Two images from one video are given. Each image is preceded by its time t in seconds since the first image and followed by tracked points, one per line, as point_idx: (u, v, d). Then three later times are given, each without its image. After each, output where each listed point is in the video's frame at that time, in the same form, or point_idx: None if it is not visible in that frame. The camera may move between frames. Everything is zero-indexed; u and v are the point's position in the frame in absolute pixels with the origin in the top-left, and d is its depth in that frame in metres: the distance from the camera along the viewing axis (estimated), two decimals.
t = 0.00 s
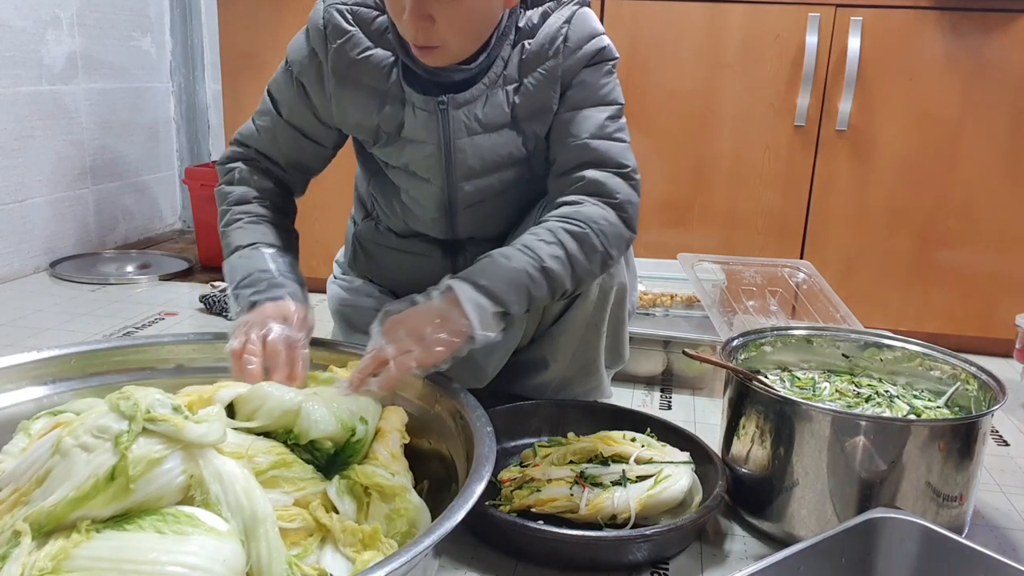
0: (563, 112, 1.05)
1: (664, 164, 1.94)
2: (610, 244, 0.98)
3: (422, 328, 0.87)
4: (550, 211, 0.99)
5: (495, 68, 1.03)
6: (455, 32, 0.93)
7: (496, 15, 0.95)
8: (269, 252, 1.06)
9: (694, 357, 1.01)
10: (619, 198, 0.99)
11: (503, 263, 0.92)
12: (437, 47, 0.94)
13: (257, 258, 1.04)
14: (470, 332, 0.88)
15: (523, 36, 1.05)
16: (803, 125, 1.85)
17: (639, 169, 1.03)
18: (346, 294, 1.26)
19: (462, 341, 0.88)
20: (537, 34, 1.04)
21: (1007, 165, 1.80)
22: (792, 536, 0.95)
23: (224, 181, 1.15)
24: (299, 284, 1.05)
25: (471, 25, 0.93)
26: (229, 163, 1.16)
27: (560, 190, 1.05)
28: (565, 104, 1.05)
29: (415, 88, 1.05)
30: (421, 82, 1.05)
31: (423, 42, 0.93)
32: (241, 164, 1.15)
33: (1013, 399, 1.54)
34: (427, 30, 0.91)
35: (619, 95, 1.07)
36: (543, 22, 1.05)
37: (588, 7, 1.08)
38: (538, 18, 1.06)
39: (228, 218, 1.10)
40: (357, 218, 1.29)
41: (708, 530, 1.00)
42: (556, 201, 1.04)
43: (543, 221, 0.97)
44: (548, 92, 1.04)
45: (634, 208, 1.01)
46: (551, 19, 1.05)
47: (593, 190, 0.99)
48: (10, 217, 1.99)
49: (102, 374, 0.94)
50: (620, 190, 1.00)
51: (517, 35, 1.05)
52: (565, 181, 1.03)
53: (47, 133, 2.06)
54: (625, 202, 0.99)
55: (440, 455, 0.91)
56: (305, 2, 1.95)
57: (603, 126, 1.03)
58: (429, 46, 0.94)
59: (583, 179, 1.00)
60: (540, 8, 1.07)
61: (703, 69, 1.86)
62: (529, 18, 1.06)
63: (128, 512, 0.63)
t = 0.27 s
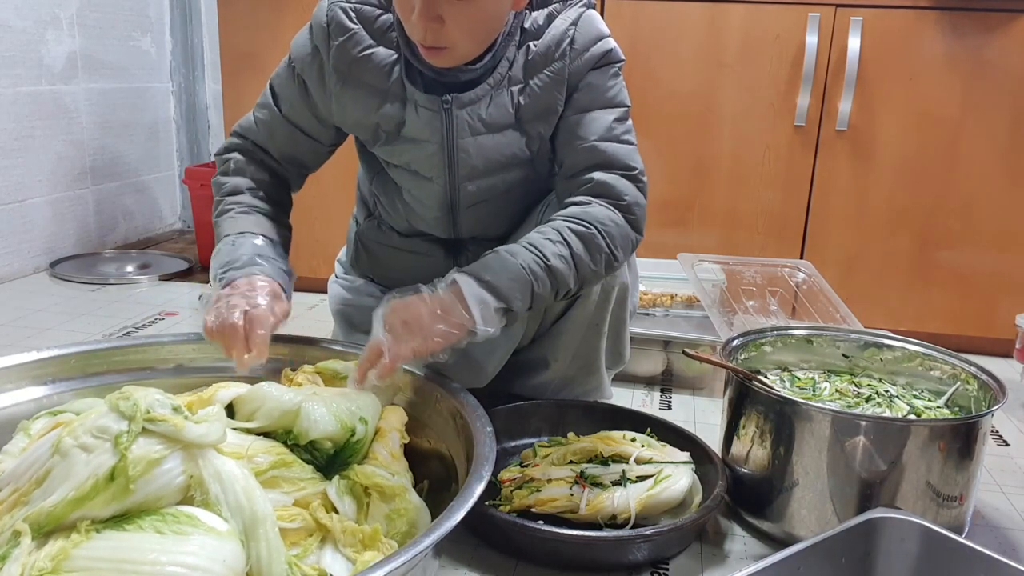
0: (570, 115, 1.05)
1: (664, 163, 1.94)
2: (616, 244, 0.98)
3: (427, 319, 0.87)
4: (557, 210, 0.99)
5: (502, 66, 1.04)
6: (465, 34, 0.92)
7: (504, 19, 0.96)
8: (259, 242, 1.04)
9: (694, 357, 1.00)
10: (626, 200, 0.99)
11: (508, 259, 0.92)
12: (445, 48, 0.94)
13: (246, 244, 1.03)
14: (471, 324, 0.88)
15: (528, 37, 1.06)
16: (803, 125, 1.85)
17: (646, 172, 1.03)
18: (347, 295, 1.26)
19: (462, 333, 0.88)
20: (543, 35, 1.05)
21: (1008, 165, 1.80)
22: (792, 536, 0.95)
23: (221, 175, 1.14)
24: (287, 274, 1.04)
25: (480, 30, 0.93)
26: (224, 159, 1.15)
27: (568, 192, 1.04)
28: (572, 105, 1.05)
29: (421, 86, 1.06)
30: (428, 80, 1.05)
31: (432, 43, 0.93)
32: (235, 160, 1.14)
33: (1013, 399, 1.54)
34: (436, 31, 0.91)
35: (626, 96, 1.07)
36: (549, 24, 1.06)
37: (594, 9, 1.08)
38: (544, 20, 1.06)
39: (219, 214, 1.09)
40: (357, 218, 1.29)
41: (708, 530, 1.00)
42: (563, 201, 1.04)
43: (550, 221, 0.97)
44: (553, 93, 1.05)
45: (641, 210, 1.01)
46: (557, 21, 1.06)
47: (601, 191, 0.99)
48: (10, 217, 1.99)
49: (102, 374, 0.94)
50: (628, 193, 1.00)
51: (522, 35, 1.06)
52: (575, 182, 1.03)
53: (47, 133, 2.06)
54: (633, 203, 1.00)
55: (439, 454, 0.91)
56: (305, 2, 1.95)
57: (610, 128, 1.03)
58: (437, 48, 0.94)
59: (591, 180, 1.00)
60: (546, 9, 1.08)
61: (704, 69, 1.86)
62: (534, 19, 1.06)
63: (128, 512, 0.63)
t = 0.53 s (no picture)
0: (566, 113, 1.06)
1: (664, 164, 1.94)
2: (602, 245, 0.99)
3: (413, 318, 0.88)
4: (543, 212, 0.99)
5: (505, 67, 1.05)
6: (470, 32, 0.93)
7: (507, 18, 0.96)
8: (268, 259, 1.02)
9: (694, 357, 1.00)
10: (614, 202, 0.99)
11: (494, 260, 0.92)
12: (450, 46, 0.94)
13: (254, 264, 1.01)
14: (457, 326, 0.89)
15: (529, 37, 1.07)
16: (803, 125, 1.85)
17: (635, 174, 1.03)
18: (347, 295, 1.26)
19: (447, 334, 0.89)
20: (543, 35, 1.06)
21: (1007, 165, 1.80)
22: (792, 536, 0.95)
23: (222, 189, 1.12)
24: (298, 288, 1.02)
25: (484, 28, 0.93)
26: (224, 170, 1.13)
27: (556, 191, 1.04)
28: (569, 104, 1.05)
29: (428, 87, 1.06)
30: (434, 83, 1.05)
31: (437, 41, 0.93)
32: (238, 175, 1.11)
33: (1013, 399, 1.54)
34: (440, 28, 0.91)
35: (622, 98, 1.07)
36: (549, 24, 1.07)
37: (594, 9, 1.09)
38: (544, 20, 1.07)
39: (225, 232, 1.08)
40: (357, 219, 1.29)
41: (708, 530, 1.00)
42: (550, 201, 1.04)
43: (535, 222, 0.97)
44: (552, 92, 1.05)
45: (628, 212, 1.02)
46: (557, 21, 1.06)
47: (589, 192, 0.99)
48: (10, 217, 1.99)
49: (102, 374, 0.94)
50: (615, 194, 1.00)
51: (523, 35, 1.07)
52: (563, 181, 1.03)
53: (47, 133, 2.06)
54: (619, 205, 1.00)
55: (439, 455, 0.91)
56: (306, 2, 1.95)
57: (603, 128, 1.03)
58: (442, 46, 0.94)
59: (579, 182, 1.00)
60: (546, 10, 1.08)
61: (704, 69, 1.86)
62: (535, 20, 1.07)
63: (128, 512, 0.63)
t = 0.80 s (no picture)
0: (564, 116, 1.05)
1: (664, 164, 1.94)
2: (597, 249, 0.99)
3: (410, 326, 0.90)
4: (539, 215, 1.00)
5: (505, 69, 1.05)
6: (470, 36, 0.93)
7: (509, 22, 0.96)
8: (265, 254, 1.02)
9: (694, 357, 1.01)
10: (609, 207, 1.00)
11: (489, 266, 0.93)
12: (451, 50, 0.94)
13: (251, 260, 1.01)
14: (454, 332, 0.91)
15: (530, 40, 1.06)
16: (803, 125, 1.85)
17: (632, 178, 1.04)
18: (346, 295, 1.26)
19: (444, 340, 0.92)
20: (543, 38, 1.06)
21: (1007, 165, 1.80)
22: (792, 536, 0.95)
23: (221, 183, 1.12)
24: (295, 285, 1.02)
25: (486, 32, 0.93)
26: (221, 166, 1.13)
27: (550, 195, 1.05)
28: (568, 107, 1.05)
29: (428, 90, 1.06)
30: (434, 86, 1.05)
31: (438, 45, 0.93)
32: (235, 172, 1.11)
33: (1013, 400, 1.54)
34: (441, 32, 0.91)
35: (620, 102, 1.08)
36: (550, 27, 1.06)
37: (596, 13, 1.09)
38: (546, 23, 1.07)
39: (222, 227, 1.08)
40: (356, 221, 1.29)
41: (708, 530, 1.00)
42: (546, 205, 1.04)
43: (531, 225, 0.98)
44: (550, 95, 1.05)
45: (623, 216, 1.02)
46: (557, 24, 1.06)
47: (584, 197, 1.00)
48: (9, 217, 1.99)
49: (102, 374, 0.94)
50: (612, 199, 1.01)
51: (524, 38, 1.07)
52: (558, 185, 1.04)
53: (47, 133, 2.06)
54: (615, 210, 1.00)
55: (439, 455, 0.91)
56: (305, 2, 1.95)
57: (600, 133, 1.04)
58: (442, 50, 0.94)
59: (574, 186, 1.01)
60: (548, 13, 1.08)
61: (704, 69, 1.86)
62: (536, 23, 1.07)
63: (128, 512, 0.63)
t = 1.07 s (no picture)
0: (563, 118, 1.06)
1: (664, 164, 1.94)
2: (596, 251, 0.99)
3: (408, 326, 0.90)
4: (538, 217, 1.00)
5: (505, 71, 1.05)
6: (469, 39, 0.93)
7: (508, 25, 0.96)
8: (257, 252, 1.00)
9: (694, 357, 1.01)
10: (609, 209, 1.00)
11: (488, 267, 0.93)
12: (449, 52, 0.94)
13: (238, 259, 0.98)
14: (453, 333, 0.91)
15: (529, 42, 1.06)
16: (803, 125, 1.85)
17: (631, 180, 1.04)
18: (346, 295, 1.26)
19: (443, 342, 0.91)
20: (542, 40, 1.05)
21: (1007, 166, 1.80)
22: (792, 536, 0.95)
23: (214, 181, 1.09)
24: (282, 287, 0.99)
25: (483, 36, 0.93)
26: (214, 162, 1.11)
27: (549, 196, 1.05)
28: (568, 109, 1.05)
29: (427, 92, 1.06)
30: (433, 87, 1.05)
31: (435, 47, 0.93)
32: (230, 167, 1.09)
33: (1013, 400, 1.54)
34: (439, 35, 0.91)
35: (620, 104, 1.08)
36: (550, 29, 1.06)
37: (596, 14, 1.08)
38: (545, 25, 1.06)
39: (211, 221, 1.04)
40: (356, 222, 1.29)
41: (708, 530, 1.00)
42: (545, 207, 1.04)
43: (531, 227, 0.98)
44: (550, 98, 1.05)
45: (623, 218, 1.02)
46: (557, 26, 1.06)
47: (584, 199, 1.00)
48: (10, 217, 1.99)
49: (102, 374, 0.94)
50: (611, 200, 1.01)
51: (523, 41, 1.06)
52: (558, 187, 1.04)
53: (47, 133, 2.06)
54: (614, 211, 1.00)
55: (439, 455, 0.91)
56: (306, 2, 1.95)
57: (600, 135, 1.04)
58: (440, 53, 0.94)
59: (574, 187, 1.01)
60: (547, 14, 1.08)
61: (704, 69, 1.86)
62: (535, 25, 1.07)
63: (128, 512, 0.63)
